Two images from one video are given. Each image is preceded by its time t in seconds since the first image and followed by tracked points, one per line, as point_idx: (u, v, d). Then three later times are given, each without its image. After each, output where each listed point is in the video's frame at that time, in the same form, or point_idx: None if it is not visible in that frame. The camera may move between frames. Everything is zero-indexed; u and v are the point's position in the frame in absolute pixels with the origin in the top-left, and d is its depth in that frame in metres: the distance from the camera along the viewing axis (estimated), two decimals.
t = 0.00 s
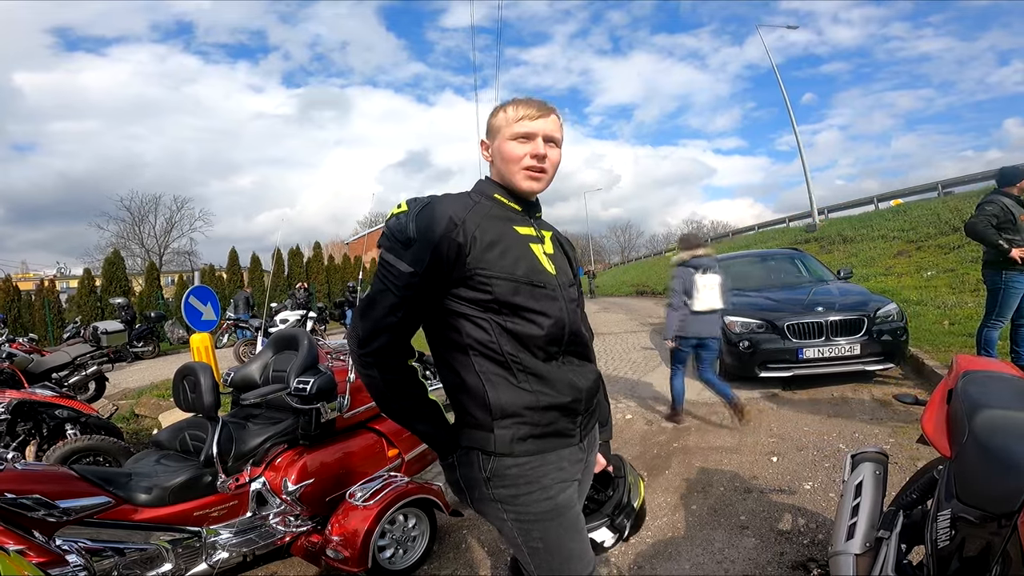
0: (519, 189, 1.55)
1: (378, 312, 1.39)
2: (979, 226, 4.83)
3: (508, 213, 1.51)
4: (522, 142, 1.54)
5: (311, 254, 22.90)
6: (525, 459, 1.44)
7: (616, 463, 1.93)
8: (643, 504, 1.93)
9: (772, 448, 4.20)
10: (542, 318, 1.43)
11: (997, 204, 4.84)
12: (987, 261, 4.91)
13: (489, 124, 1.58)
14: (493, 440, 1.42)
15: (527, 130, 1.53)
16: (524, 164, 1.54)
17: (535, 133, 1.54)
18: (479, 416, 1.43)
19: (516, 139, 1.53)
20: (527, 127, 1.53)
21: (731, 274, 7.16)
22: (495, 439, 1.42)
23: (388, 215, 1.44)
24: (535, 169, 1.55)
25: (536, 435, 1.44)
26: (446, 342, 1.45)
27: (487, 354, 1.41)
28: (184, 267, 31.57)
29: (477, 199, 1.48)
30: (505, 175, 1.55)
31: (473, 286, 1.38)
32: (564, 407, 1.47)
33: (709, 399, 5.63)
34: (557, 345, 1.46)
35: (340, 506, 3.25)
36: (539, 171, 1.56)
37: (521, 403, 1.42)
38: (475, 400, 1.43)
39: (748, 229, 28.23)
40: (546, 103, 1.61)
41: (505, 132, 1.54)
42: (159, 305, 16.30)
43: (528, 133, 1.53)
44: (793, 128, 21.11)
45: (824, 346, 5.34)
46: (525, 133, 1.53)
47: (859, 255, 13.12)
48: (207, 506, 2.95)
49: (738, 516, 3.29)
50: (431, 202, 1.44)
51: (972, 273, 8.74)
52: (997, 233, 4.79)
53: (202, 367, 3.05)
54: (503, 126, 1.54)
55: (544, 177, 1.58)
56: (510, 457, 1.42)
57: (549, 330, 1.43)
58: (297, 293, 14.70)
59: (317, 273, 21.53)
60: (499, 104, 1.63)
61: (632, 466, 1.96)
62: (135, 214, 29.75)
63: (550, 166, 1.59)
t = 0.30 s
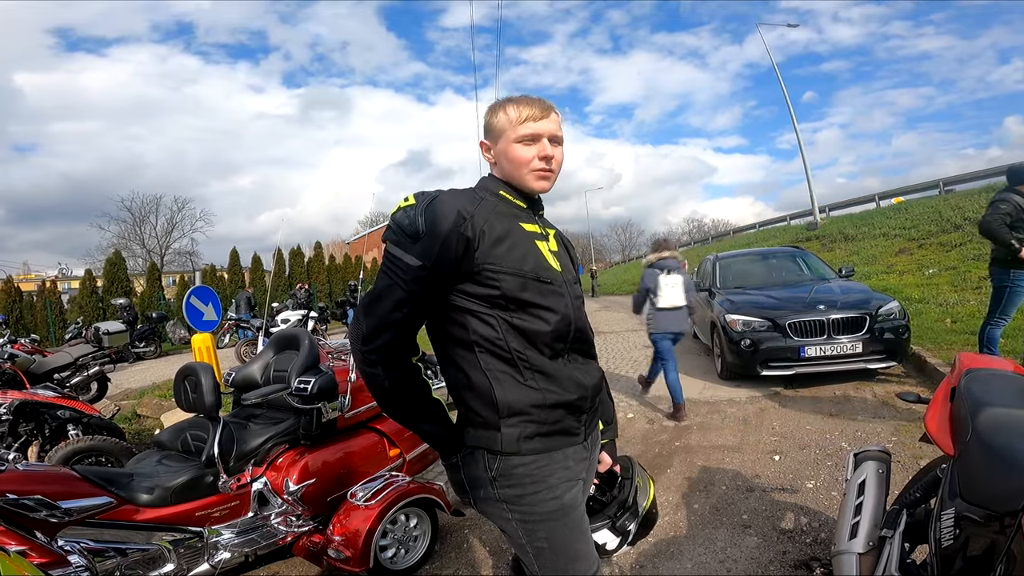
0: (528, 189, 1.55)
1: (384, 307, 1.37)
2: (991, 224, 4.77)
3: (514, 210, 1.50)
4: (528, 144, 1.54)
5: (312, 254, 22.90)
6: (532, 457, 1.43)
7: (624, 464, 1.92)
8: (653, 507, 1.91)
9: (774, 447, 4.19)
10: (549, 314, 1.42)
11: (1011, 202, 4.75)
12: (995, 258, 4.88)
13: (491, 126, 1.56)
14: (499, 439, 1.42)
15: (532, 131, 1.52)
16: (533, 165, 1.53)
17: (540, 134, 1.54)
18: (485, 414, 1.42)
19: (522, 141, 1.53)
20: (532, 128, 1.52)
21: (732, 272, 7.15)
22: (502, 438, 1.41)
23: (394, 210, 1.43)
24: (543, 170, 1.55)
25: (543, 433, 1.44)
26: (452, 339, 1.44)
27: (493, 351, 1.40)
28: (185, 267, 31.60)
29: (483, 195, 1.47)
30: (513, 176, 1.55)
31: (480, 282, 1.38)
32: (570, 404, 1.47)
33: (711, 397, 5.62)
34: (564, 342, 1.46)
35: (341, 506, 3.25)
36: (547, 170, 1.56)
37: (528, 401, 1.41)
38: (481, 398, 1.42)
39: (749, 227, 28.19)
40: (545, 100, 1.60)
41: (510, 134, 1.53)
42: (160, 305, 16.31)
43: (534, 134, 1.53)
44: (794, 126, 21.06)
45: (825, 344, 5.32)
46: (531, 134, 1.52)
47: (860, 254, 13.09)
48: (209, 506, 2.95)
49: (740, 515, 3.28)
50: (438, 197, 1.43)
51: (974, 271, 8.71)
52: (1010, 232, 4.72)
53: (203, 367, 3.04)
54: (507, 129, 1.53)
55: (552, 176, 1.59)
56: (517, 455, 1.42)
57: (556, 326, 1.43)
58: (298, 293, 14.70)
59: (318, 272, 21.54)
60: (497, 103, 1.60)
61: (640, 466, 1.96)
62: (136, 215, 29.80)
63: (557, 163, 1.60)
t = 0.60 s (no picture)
0: (522, 183, 1.54)
1: (382, 309, 1.37)
2: None
3: (512, 210, 1.50)
4: (525, 138, 1.53)
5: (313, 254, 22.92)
6: (531, 458, 1.42)
7: (625, 464, 1.93)
8: (653, 506, 1.91)
9: (777, 447, 4.18)
10: (547, 315, 1.42)
11: None
12: None
13: (492, 120, 1.57)
14: (497, 440, 1.41)
15: (531, 126, 1.52)
16: (527, 159, 1.53)
17: (539, 129, 1.53)
18: (484, 415, 1.42)
19: (519, 135, 1.52)
20: (530, 122, 1.52)
21: (734, 272, 7.14)
22: (500, 439, 1.41)
23: (392, 211, 1.43)
24: (538, 165, 1.54)
25: (542, 434, 1.43)
26: (451, 340, 1.44)
27: (491, 352, 1.40)
28: (187, 268, 31.64)
29: (482, 195, 1.47)
30: (508, 170, 1.54)
31: (478, 283, 1.37)
32: (570, 405, 1.46)
33: (712, 397, 5.62)
34: (563, 343, 1.46)
35: (343, 506, 3.25)
36: (542, 166, 1.55)
37: (527, 402, 1.41)
38: (480, 399, 1.42)
39: (750, 227, 28.15)
40: (550, 99, 1.60)
41: (508, 128, 1.53)
42: (162, 306, 16.33)
43: (532, 128, 1.52)
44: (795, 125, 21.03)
45: (828, 344, 5.31)
46: (528, 129, 1.52)
47: (862, 253, 13.07)
48: (211, 507, 2.95)
49: (743, 515, 3.27)
50: (435, 198, 1.43)
51: (976, 270, 8.69)
52: None
53: (205, 367, 3.04)
54: (506, 122, 1.53)
55: (548, 172, 1.57)
56: (516, 456, 1.41)
57: (554, 327, 1.43)
58: (299, 293, 14.70)
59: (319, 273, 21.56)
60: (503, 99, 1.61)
61: (641, 466, 1.96)
62: (138, 215, 29.85)
63: (554, 160, 1.58)
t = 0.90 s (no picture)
0: (521, 184, 1.54)
1: (380, 308, 1.37)
2: None
3: (512, 209, 1.49)
4: (526, 138, 1.53)
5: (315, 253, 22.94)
6: (527, 458, 1.42)
7: (619, 462, 1.90)
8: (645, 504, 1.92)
9: (778, 446, 4.17)
10: (545, 316, 1.42)
11: None
12: None
13: (494, 118, 1.56)
14: (494, 439, 1.41)
15: (532, 126, 1.51)
16: (527, 159, 1.52)
17: (540, 129, 1.52)
18: (481, 414, 1.42)
19: (520, 135, 1.52)
20: (531, 123, 1.51)
21: (736, 271, 7.13)
22: (497, 438, 1.41)
23: (391, 210, 1.43)
24: (539, 166, 1.54)
25: (538, 434, 1.43)
26: (449, 340, 1.43)
27: (489, 352, 1.39)
28: (188, 266, 31.67)
29: (481, 195, 1.46)
30: (509, 170, 1.54)
31: (476, 283, 1.37)
32: (567, 406, 1.46)
33: (714, 396, 5.61)
34: (560, 343, 1.45)
35: (344, 505, 3.25)
36: (542, 167, 1.54)
37: (524, 402, 1.41)
38: (477, 399, 1.42)
39: (751, 226, 28.11)
40: (553, 98, 1.59)
41: (509, 127, 1.52)
42: (164, 304, 16.37)
43: (532, 129, 1.51)
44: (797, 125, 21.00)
45: (830, 343, 5.30)
46: (529, 129, 1.51)
47: (864, 252, 13.06)
48: (213, 506, 2.95)
49: (744, 514, 3.27)
50: (435, 197, 1.42)
51: (979, 270, 8.67)
52: None
53: (207, 366, 3.04)
54: (507, 122, 1.53)
55: (548, 173, 1.57)
56: (512, 456, 1.41)
57: (552, 328, 1.42)
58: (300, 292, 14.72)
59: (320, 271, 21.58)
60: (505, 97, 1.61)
61: (633, 462, 1.95)
62: (140, 214, 29.91)
63: (554, 161, 1.58)
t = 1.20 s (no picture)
0: (524, 185, 1.54)
1: (381, 308, 1.37)
2: None
3: (513, 210, 1.49)
4: (529, 139, 1.53)
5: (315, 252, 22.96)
6: (527, 458, 1.43)
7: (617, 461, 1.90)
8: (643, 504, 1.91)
9: (778, 447, 4.18)
10: (546, 317, 1.42)
11: None
12: None
13: (496, 118, 1.57)
14: (493, 440, 1.42)
15: (534, 128, 1.51)
16: (530, 161, 1.53)
17: (542, 131, 1.52)
18: (481, 414, 1.42)
19: (522, 136, 1.52)
20: (533, 124, 1.51)
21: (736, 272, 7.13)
22: (496, 438, 1.41)
23: (393, 209, 1.43)
24: (541, 167, 1.54)
25: (537, 434, 1.44)
26: (449, 340, 1.44)
27: (489, 353, 1.40)
28: (188, 265, 31.69)
29: (483, 195, 1.47)
30: (511, 171, 1.54)
31: (478, 284, 1.37)
32: (566, 406, 1.46)
33: (713, 397, 5.61)
34: (560, 344, 1.46)
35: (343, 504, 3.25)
36: (545, 168, 1.55)
37: (523, 403, 1.41)
38: (477, 399, 1.42)
39: (751, 228, 28.12)
40: (555, 99, 1.60)
41: (511, 128, 1.53)
42: (164, 303, 16.38)
43: (535, 131, 1.52)
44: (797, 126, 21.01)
45: (830, 344, 5.30)
46: (531, 130, 1.51)
47: (864, 254, 13.06)
48: (212, 505, 2.95)
49: (743, 515, 3.28)
50: (437, 197, 1.43)
51: (979, 272, 8.68)
52: None
53: (207, 365, 3.05)
54: (510, 122, 1.53)
55: (550, 174, 1.57)
56: (511, 456, 1.42)
57: (552, 329, 1.43)
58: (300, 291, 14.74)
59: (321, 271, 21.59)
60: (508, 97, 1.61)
61: (632, 462, 1.94)
62: (140, 213, 29.93)
63: (556, 163, 1.58)
